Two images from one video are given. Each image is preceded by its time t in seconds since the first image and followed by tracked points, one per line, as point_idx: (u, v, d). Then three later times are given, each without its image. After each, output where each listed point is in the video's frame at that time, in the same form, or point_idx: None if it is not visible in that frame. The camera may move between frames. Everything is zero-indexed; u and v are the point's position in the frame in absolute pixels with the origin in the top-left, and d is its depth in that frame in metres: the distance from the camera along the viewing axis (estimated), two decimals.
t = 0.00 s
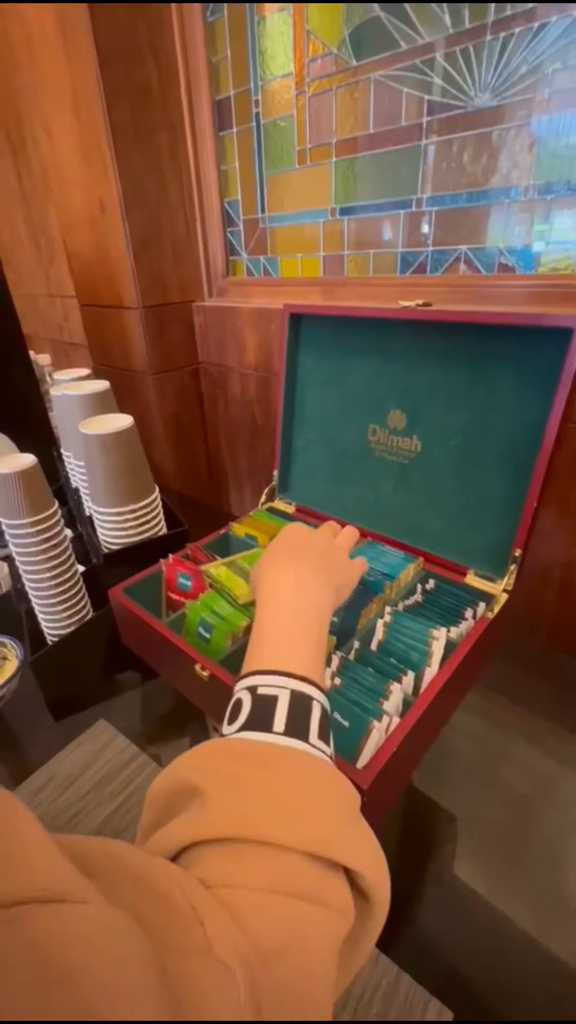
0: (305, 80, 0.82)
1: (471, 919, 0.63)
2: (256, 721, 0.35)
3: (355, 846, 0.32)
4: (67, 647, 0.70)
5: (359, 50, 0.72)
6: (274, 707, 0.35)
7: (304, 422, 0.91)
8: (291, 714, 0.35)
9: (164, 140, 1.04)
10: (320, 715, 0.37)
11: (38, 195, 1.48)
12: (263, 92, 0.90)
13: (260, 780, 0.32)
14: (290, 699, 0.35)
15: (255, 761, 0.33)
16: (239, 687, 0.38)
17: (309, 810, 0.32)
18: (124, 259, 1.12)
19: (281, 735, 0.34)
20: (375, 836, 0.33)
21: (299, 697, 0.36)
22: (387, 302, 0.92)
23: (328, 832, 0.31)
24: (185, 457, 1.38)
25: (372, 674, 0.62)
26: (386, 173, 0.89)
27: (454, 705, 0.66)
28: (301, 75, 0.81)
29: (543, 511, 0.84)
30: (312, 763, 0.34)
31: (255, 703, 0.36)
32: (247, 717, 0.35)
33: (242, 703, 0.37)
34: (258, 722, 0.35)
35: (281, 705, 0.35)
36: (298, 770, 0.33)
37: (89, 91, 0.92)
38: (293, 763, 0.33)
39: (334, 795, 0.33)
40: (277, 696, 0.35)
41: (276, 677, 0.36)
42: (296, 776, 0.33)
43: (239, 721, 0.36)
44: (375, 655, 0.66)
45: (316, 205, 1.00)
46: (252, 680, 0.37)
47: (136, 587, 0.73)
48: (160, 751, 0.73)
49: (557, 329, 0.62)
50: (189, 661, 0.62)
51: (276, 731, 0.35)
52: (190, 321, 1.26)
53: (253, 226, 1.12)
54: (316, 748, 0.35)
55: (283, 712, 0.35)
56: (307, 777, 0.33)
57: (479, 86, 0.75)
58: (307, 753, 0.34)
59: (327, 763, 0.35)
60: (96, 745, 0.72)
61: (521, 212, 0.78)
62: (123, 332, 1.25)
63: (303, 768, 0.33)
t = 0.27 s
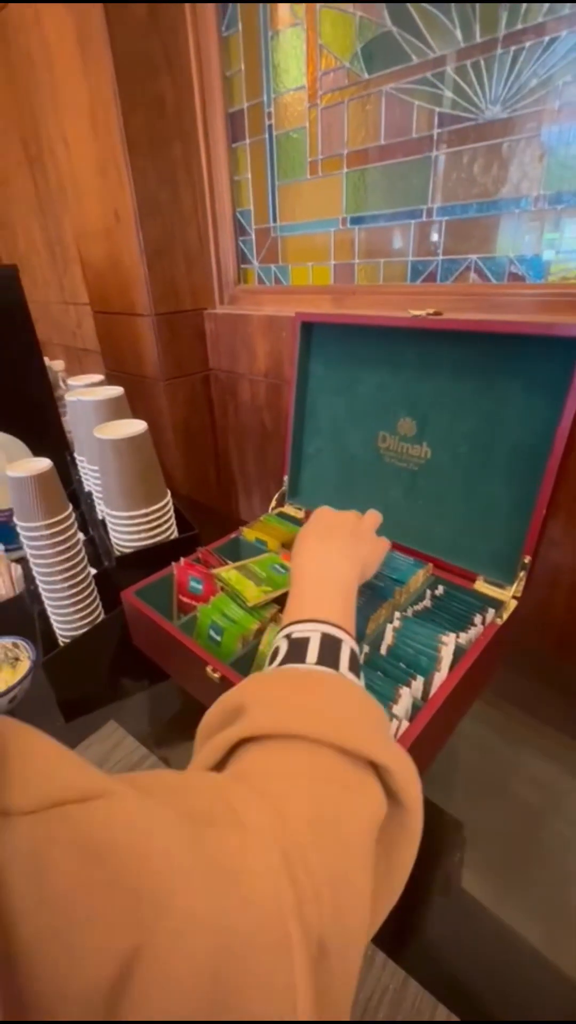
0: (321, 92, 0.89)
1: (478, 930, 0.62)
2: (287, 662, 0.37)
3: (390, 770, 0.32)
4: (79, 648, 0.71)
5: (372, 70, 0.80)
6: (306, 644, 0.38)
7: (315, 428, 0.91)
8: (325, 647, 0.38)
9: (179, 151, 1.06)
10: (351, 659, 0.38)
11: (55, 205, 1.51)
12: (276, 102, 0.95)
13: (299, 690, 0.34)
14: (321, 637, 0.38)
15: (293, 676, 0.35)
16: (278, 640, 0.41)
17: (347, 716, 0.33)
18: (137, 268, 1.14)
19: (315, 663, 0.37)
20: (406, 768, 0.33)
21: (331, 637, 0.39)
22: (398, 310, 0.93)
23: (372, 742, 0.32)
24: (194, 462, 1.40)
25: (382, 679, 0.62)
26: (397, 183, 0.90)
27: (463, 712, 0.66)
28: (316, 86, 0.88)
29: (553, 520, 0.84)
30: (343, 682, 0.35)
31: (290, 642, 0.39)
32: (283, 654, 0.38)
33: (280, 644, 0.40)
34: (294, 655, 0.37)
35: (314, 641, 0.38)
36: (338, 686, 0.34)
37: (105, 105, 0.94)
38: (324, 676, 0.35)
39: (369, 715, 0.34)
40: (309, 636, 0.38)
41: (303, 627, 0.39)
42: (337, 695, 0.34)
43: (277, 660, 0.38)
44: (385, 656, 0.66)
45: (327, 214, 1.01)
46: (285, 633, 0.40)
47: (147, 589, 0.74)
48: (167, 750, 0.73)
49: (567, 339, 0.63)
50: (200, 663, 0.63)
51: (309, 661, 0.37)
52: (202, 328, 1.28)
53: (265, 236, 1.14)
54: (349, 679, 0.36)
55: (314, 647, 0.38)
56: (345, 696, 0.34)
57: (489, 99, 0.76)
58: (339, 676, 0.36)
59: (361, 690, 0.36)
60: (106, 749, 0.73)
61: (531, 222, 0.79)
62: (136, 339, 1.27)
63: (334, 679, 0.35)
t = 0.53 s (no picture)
0: (329, 100, 0.90)
1: (484, 942, 0.62)
2: (315, 656, 0.37)
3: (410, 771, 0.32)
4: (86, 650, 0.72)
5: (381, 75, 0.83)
6: (339, 639, 0.38)
7: (322, 433, 0.92)
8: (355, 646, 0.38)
9: (189, 158, 1.08)
10: (381, 660, 0.38)
11: (66, 211, 1.53)
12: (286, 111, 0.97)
13: (327, 689, 0.33)
14: (353, 635, 0.38)
15: (324, 672, 0.35)
16: (308, 631, 0.40)
17: (374, 716, 0.33)
18: (147, 274, 1.15)
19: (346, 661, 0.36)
20: (425, 766, 0.33)
21: (362, 635, 0.38)
22: (405, 317, 0.93)
23: (392, 743, 0.32)
24: (201, 465, 1.40)
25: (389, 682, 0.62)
26: (405, 190, 0.90)
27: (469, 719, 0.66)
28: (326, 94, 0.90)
29: (561, 526, 0.84)
30: (375, 685, 0.35)
31: (321, 634, 0.39)
32: (314, 646, 0.38)
33: (309, 639, 0.39)
34: (325, 650, 0.37)
35: (345, 637, 0.38)
36: (361, 684, 0.34)
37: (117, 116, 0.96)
38: (356, 677, 0.35)
39: (393, 716, 0.34)
40: (341, 632, 0.38)
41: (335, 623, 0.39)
42: (358, 697, 0.33)
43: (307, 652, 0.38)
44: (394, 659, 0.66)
45: (335, 221, 1.02)
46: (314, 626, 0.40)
47: (155, 592, 0.74)
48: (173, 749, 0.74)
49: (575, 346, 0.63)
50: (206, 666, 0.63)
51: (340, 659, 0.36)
52: (210, 333, 1.28)
53: (273, 242, 1.14)
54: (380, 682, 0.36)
55: (346, 643, 0.37)
56: (371, 698, 0.34)
57: (497, 107, 0.76)
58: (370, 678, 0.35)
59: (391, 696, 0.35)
60: (111, 750, 0.73)
61: (539, 228, 0.79)
62: (145, 344, 1.28)
63: (367, 681, 0.34)
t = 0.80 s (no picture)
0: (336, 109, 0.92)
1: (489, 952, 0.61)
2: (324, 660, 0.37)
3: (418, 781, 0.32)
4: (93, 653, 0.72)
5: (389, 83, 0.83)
6: (350, 643, 0.38)
7: (330, 438, 0.92)
8: (366, 650, 0.38)
9: (199, 166, 1.10)
10: (392, 664, 0.38)
11: (77, 217, 1.54)
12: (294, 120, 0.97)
13: (336, 695, 0.33)
14: (364, 639, 0.38)
15: (334, 677, 0.35)
16: (319, 635, 0.41)
17: (385, 723, 0.33)
18: (156, 279, 1.16)
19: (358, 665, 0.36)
20: (434, 777, 0.33)
21: (373, 639, 0.38)
22: (413, 322, 0.94)
23: (401, 752, 0.32)
24: (208, 469, 1.41)
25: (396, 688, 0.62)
26: (412, 197, 0.91)
27: (475, 726, 0.66)
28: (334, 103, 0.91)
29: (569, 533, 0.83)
30: (386, 690, 0.35)
31: (332, 638, 0.39)
32: (325, 650, 0.38)
33: (321, 641, 0.40)
34: (336, 654, 0.37)
35: (356, 642, 0.38)
36: (371, 691, 0.34)
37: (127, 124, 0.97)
38: (365, 682, 0.35)
39: (402, 724, 0.34)
40: (353, 636, 0.38)
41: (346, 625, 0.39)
42: (368, 704, 0.33)
43: (318, 656, 0.38)
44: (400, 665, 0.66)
45: (343, 227, 1.02)
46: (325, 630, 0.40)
47: (162, 596, 0.75)
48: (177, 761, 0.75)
49: None
50: (212, 670, 0.63)
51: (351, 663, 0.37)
52: (218, 338, 1.29)
53: (281, 248, 1.15)
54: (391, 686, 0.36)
55: (358, 647, 0.38)
56: (381, 705, 0.34)
57: (505, 114, 0.76)
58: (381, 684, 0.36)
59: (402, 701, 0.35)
60: (116, 752, 0.73)
61: (548, 234, 0.79)
62: (153, 349, 1.29)
63: (378, 686, 0.35)
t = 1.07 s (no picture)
0: (344, 114, 0.92)
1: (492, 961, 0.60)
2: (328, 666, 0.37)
3: (421, 792, 0.32)
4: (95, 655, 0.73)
5: (396, 90, 0.83)
6: (354, 652, 0.38)
7: (334, 443, 0.92)
8: (370, 658, 0.38)
9: (206, 172, 1.11)
10: (396, 672, 0.38)
11: (85, 223, 1.56)
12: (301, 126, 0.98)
13: (339, 704, 0.34)
14: (368, 647, 0.38)
15: (335, 687, 0.35)
16: (322, 642, 0.41)
17: (389, 733, 0.33)
18: (162, 283, 1.17)
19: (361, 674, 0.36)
20: (438, 788, 0.33)
21: (377, 647, 0.38)
22: (418, 328, 0.94)
23: (405, 761, 0.32)
24: (213, 473, 1.41)
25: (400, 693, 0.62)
26: (418, 203, 0.91)
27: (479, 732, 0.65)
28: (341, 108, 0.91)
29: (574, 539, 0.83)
30: (389, 698, 0.35)
31: (335, 646, 0.39)
32: (329, 657, 0.38)
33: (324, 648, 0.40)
34: (341, 662, 0.37)
35: (360, 649, 0.38)
36: (375, 699, 0.34)
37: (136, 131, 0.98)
38: (370, 691, 0.35)
39: (406, 733, 0.34)
40: (356, 644, 0.38)
41: (349, 632, 0.39)
42: (374, 712, 0.33)
43: (321, 664, 0.38)
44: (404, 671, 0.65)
45: (349, 232, 1.03)
46: (327, 637, 0.40)
47: (167, 599, 0.75)
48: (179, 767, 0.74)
49: None
50: (214, 673, 0.63)
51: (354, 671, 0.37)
52: (223, 342, 1.30)
53: (287, 253, 1.16)
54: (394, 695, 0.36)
55: (362, 655, 0.38)
56: (385, 711, 0.34)
57: (511, 121, 0.76)
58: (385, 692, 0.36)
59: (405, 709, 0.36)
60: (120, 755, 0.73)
61: (554, 240, 0.79)
62: (159, 353, 1.30)
63: (381, 695, 0.35)
